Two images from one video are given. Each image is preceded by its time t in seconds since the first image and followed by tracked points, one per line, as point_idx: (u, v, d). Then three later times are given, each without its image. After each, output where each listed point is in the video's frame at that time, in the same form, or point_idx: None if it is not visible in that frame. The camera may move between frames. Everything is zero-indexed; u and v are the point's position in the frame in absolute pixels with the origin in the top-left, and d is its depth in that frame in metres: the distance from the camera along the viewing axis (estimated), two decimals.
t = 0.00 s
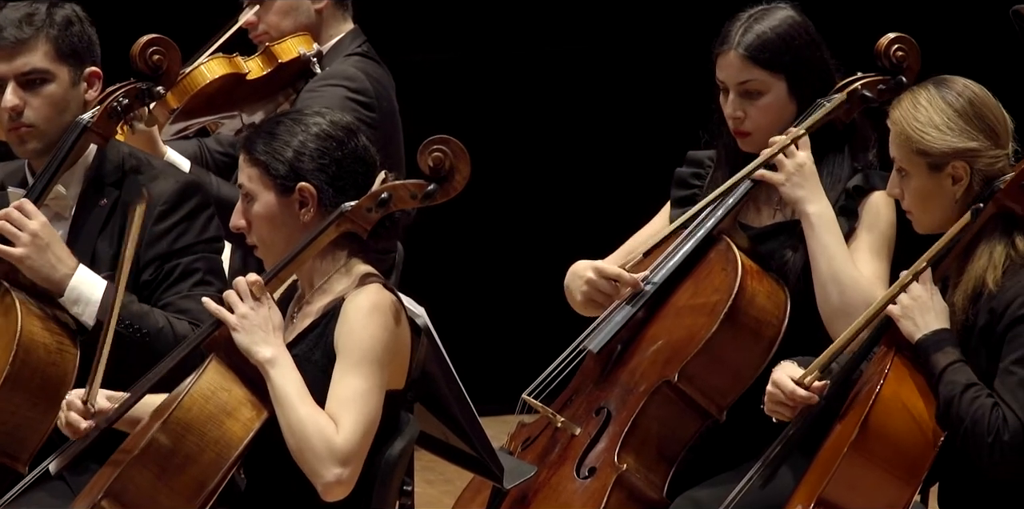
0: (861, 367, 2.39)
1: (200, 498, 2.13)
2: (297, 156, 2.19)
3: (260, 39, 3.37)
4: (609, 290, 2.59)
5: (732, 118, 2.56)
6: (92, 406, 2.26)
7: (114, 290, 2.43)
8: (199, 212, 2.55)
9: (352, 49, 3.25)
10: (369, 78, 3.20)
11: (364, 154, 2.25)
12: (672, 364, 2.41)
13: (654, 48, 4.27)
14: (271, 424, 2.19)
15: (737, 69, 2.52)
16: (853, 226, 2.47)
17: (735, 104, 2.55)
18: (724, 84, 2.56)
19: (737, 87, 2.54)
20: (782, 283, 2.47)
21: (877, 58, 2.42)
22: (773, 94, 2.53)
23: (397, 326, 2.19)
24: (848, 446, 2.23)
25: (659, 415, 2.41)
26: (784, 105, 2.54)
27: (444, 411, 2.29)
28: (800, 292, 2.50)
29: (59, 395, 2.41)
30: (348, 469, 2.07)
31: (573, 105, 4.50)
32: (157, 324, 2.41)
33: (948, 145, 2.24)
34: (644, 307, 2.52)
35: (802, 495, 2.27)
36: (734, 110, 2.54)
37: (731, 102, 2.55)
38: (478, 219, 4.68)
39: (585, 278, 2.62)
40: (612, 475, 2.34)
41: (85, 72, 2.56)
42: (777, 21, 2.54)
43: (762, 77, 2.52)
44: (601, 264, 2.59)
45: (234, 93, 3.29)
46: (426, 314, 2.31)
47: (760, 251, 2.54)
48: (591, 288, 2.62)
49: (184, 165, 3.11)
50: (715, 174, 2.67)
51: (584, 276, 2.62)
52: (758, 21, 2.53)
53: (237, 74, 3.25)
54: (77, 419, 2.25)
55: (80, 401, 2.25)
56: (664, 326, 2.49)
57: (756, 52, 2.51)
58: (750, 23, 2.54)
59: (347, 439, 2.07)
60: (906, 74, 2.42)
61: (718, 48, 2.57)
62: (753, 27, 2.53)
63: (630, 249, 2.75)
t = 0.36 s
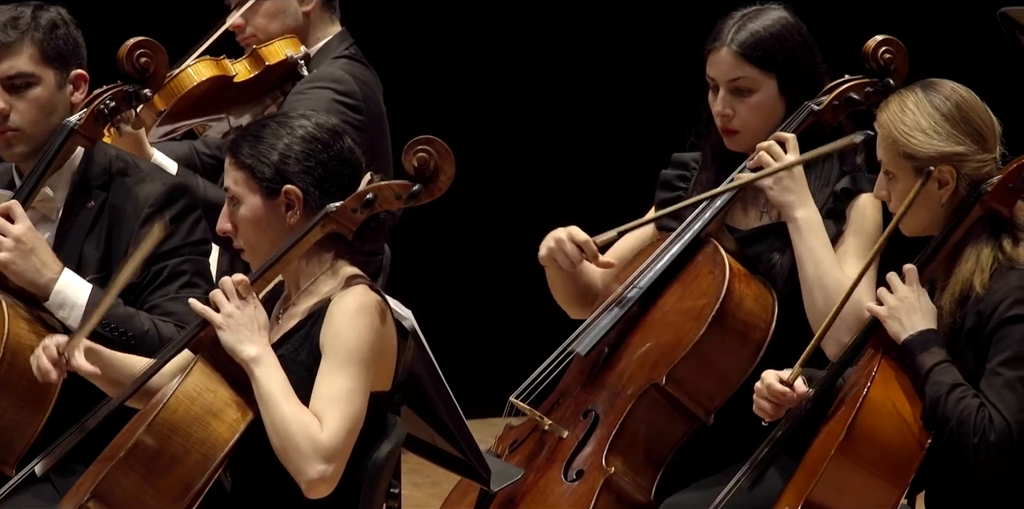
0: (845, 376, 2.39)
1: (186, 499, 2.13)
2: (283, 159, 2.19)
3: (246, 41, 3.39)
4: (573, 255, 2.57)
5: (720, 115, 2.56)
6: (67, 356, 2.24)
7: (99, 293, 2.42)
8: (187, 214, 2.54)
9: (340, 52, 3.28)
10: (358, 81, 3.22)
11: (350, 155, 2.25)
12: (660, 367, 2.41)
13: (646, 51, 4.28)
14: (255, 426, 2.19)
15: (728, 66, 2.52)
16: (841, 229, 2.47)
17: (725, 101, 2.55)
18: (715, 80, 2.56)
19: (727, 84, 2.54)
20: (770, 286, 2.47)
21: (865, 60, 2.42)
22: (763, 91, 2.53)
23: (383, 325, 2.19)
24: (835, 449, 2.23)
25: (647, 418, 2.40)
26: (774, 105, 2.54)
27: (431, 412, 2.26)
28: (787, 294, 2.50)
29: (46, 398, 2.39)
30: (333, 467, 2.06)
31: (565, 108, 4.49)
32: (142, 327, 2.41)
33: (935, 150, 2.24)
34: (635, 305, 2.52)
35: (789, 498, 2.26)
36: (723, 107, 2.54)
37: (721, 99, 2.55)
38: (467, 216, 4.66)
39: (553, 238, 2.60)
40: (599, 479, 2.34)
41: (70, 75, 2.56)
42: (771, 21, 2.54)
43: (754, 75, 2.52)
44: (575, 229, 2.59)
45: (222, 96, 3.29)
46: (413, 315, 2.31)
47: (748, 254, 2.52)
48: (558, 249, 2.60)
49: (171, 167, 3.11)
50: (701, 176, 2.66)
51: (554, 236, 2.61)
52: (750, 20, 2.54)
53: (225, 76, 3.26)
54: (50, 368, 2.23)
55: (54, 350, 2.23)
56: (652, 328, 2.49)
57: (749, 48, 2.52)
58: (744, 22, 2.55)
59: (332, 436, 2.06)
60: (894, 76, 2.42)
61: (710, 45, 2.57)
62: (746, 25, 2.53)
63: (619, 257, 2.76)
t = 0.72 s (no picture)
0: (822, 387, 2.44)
1: (171, 502, 2.12)
2: (267, 165, 2.19)
3: (231, 45, 3.40)
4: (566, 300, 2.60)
5: (709, 112, 2.55)
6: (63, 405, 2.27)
7: (86, 287, 2.42)
8: (173, 217, 2.55)
9: (324, 54, 3.32)
10: (341, 82, 3.26)
11: (334, 159, 2.25)
12: (645, 369, 2.41)
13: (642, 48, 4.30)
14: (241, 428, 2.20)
15: (719, 63, 2.52)
16: (820, 227, 2.47)
17: (714, 98, 2.54)
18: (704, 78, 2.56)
19: (717, 81, 2.54)
20: (755, 290, 2.47)
21: (850, 62, 2.40)
22: (752, 89, 2.52)
23: (371, 324, 2.20)
24: (820, 451, 2.21)
25: (632, 419, 2.40)
26: (763, 104, 2.53)
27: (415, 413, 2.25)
28: (770, 296, 2.50)
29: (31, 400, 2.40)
30: (311, 455, 2.05)
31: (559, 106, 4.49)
32: (128, 323, 2.41)
33: (921, 153, 2.23)
34: (618, 311, 2.51)
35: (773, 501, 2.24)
36: (711, 103, 2.54)
37: (710, 96, 2.54)
38: (456, 218, 4.65)
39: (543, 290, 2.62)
40: (585, 480, 2.34)
41: (59, 76, 2.57)
42: (763, 20, 2.54)
43: (743, 73, 2.52)
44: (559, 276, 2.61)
45: (206, 99, 3.31)
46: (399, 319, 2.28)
47: (732, 256, 2.53)
48: (551, 300, 2.62)
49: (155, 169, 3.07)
50: (687, 178, 2.66)
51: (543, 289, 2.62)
52: (741, 19, 2.54)
53: (209, 79, 3.29)
54: (48, 416, 2.26)
55: (51, 397, 2.26)
56: (635, 331, 2.49)
57: (740, 45, 2.51)
58: (733, 22, 2.54)
59: (314, 425, 2.05)
60: (879, 78, 2.40)
61: (699, 43, 2.58)
62: (734, 25, 2.53)
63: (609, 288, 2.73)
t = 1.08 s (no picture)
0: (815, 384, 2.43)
1: (158, 505, 2.12)
2: (254, 165, 2.19)
3: (214, 47, 3.41)
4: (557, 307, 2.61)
5: (695, 113, 2.55)
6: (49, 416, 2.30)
7: (73, 283, 2.42)
8: (158, 219, 2.55)
9: (307, 57, 3.32)
10: (325, 86, 3.27)
11: (320, 160, 2.25)
12: (631, 371, 2.40)
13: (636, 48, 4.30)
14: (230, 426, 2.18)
15: (703, 64, 2.52)
16: (802, 227, 2.47)
17: (699, 99, 2.54)
18: (690, 80, 2.56)
19: (702, 82, 2.53)
20: (740, 294, 2.47)
21: (835, 63, 2.39)
22: (739, 90, 2.52)
23: (358, 325, 2.19)
24: (806, 453, 2.20)
25: (618, 421, 2.40)
26: (750, 103, 2.53)
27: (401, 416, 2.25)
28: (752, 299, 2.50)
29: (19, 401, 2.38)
30: (300, 458, 2.04)
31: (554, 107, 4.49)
32: (114, 322, 2.41)
33: (908, 157, 2.22)
34: (603, 312, 2.52)
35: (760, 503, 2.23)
36: (697, 105, 2.53)
37: (696, 97, 2.54)
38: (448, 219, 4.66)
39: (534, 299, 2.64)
40: (570, 483, 2.34)
41: (45, 80, 2.57)
42: (748, 22, 2.53)
43: (730, 74, 2.51)
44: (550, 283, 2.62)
45: (189, 101, 3.33)
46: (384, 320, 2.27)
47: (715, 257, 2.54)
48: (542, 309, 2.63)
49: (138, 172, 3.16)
50: (673, 181, 2.66)
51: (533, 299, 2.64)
52: (727, 21, 2.53)
53: (192, 82, 3.30)
54: (35, 430, 2.29)
55: (36, 410, 2.29)
56: (621, 332, 2.48)
57: (726, 48, 2.51)
58: (720, 22, 2.54)
59: (303, 428, 2.04)
60: (864, 79, 2.40)
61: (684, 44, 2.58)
62: (723, 25, 2.53)
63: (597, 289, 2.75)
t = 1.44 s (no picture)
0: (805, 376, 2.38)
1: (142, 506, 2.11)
2: (239, 166, 2.19)
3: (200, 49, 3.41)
4: (519, 268, 2.68)
5: (681, 115, 2.54)
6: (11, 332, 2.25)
7: (59, 288, 2.42)
8: (142, 221, 2.55)
9: (292, 58, 3.33)
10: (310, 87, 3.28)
11: (306, 161, 2.25)
12: (614, 373, 2.41)
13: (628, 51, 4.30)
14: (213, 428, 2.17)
15: (687, 66, 2.52)
16: (787, 226, 2.47)
17: (685, 101, 2.53)
18: (675, 82, 2.56)
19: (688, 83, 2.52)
20: (724, 294, 2.47)
21: (819, 64, 2.41)
22: (723, 91, 2.52)
23: (342, 326, 2.18)
24: (791, 454, 2.20)
25: (601, 422, 2.40)
26: (734, 104, 2.53)
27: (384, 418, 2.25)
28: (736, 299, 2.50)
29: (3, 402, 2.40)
30: (285, 459, 2.04)
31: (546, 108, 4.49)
32: (98, 326, 2.42)
33: (896, 160, 2.22)
34: (587, 312, 2.52)
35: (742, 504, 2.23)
36: (683, 107, 2.53)
37: (682, 99, 2.53)
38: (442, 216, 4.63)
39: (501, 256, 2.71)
40: (554, 484, 2.34)
41: (28, 82, 2.58)
42: (732, 24, 2.54)
43: (715, 75, 2.51)
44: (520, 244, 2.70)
45: (176, 103, 3.33)
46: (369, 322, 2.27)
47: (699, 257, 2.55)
48: (505, 267, 2.70)
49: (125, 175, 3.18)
50: (658, 182, 2.67)
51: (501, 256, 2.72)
52: (711, 23, 2.54)
53: (177, 82, 3.30)
54: None
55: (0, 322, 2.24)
56: (605, 332, 2.49)
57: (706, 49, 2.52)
58: (704, 24, 2.54)
59: (287, 430, 2.04)
60: (848, 80, 2.42)
61: (670, 46, 2.58)
62: (706, 27, 2.53)
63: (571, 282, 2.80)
